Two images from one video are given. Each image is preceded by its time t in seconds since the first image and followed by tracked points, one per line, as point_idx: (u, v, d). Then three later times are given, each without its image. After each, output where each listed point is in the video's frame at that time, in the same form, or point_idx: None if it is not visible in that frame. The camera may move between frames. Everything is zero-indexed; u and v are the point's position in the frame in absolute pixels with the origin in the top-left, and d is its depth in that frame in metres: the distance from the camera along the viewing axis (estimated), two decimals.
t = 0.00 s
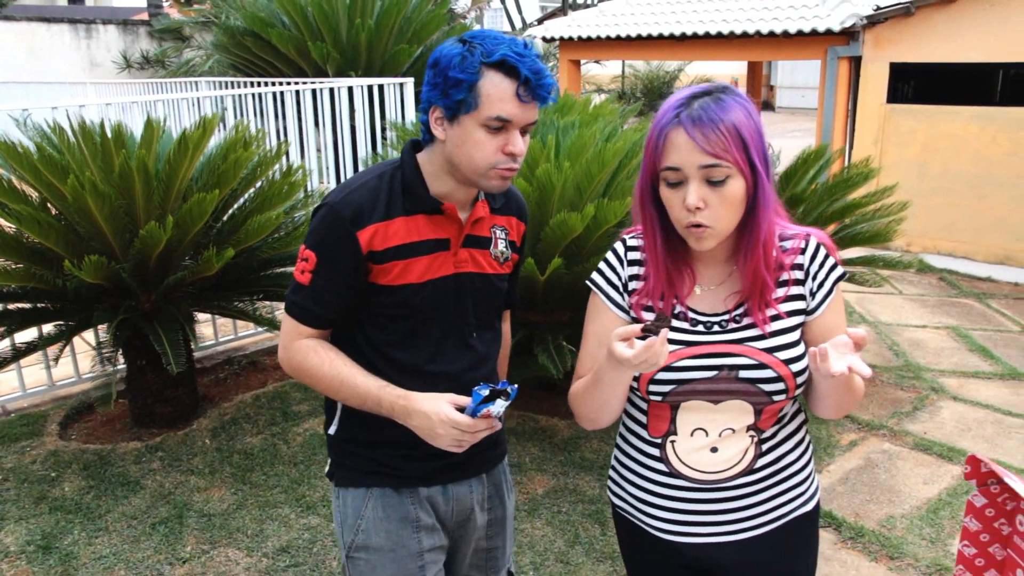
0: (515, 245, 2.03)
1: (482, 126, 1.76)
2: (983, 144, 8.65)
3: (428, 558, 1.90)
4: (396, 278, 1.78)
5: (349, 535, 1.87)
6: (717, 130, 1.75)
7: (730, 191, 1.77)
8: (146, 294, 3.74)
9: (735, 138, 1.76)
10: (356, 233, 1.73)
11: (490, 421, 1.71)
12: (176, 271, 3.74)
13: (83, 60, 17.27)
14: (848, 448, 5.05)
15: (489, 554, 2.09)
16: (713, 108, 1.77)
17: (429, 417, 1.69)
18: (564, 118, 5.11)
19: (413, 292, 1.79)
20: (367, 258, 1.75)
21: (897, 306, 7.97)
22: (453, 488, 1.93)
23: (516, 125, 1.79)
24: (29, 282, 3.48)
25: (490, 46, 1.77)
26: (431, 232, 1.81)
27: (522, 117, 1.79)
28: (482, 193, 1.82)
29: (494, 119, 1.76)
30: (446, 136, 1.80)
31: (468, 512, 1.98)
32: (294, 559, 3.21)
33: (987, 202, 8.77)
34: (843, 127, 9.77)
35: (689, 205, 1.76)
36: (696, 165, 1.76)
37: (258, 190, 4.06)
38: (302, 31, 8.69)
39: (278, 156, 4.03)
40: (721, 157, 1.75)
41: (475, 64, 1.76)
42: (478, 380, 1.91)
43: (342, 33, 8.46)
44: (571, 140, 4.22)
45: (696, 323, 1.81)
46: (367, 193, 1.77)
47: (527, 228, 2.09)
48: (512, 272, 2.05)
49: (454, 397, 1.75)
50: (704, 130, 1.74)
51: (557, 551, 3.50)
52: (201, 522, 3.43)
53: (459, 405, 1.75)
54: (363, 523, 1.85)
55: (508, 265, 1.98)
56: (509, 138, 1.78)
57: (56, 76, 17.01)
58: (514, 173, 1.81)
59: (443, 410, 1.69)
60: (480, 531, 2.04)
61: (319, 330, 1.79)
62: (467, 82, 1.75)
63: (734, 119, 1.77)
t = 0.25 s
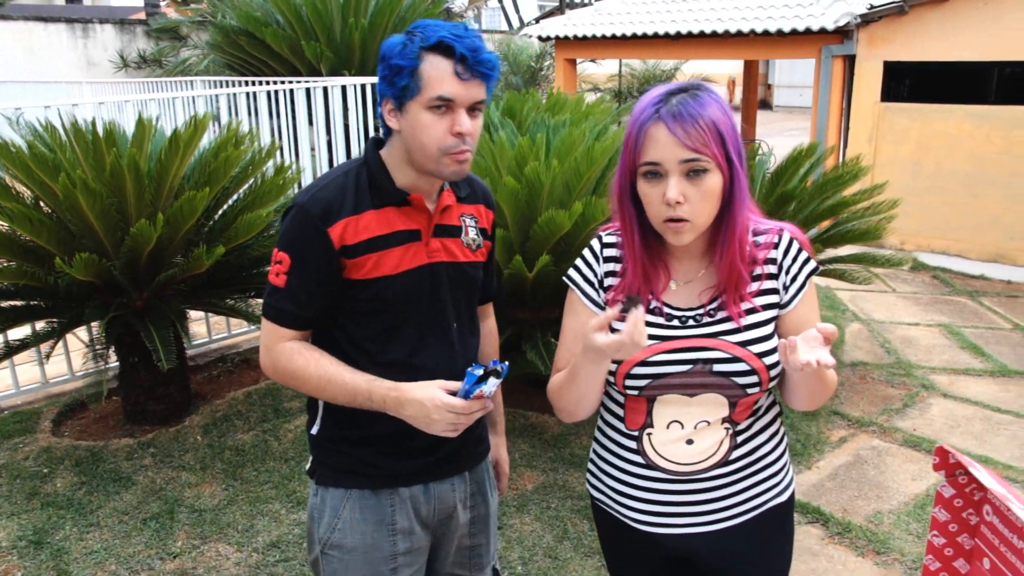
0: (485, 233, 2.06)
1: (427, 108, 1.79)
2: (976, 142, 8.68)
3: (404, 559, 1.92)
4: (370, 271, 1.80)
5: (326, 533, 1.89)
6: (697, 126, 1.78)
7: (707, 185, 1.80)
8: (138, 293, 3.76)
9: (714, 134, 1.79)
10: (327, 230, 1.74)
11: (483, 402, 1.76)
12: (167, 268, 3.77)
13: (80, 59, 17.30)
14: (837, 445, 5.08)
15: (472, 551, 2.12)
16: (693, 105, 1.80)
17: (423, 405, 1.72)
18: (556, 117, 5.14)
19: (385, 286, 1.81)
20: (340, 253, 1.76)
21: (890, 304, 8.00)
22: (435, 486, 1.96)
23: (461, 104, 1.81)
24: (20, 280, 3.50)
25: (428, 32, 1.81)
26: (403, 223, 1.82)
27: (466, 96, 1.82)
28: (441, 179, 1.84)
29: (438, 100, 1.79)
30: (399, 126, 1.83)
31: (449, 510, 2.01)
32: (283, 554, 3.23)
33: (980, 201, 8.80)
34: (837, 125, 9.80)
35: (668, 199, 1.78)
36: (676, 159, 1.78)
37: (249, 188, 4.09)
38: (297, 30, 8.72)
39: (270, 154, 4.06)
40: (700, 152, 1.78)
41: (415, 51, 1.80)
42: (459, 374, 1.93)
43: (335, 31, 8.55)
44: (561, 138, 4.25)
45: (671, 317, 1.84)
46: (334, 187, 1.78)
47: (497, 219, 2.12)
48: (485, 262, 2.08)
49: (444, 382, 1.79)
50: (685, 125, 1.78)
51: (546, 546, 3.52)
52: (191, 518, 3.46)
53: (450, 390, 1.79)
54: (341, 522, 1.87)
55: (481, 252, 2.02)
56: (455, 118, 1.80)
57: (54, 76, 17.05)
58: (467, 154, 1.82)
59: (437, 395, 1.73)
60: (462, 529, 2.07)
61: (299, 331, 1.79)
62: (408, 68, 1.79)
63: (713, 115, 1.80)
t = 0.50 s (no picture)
0: (448, 231, 2.01)
1: (359, 98, 1.77)
2: (973, 140, 8.69)
3: (362, 563, 1.90)
4: (317, 271, 1.76)
5: (286, 532, 1.90)
6: (683, 119, 1.81)
7: (689, 178, 1.83)
8: (132, 290, 3.79)
9: (699, 128, 1.82)
10: (273, 230, 1.71)
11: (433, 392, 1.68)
12: (160, 265, 3.79)
13: (79, 58, 17.32)
14: (830, 442, 5.09)
15: (442, 558, 2.05)
16: (681, 99, 1.83)
17: (378, 401, 1.68)
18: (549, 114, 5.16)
19: (336, 285, 1.78)
20: (286, 254, 1.73)
21: (886, 302, 8.01)
22: (396, 492, 1.92)
23: (393, 91, 1.80)
24: (13, 277, 3.52)
25: (356, 23, 1.82)
26: (349, 220, 1.79)
27: (396, 81, 1.80)
28: (383, 169, 1.80)
29: (369, 88, 1.78)
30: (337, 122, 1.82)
31: (413, 516, 1.96)
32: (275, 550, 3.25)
33: (976, 198, 8.81)
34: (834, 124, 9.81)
35: (650, 188, 1.81)
36: (661, 149, 1.81)
37: (243, 186, 4.12)
38: (293, 29, 8.73)
39: (264, 152, 4.09)
40: (684, 145, 1.81)
41: (343, 43, 1.80)
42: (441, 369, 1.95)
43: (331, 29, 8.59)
44: (553, 135, 4.27)
45: (649, 311, 1.86)
46: (279, 188, 1.75)
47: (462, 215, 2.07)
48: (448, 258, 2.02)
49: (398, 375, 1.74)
50: (671, 117, 1.80)
51: (537, 542, 3.54)
52: (184, 513, 3.48)
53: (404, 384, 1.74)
54: (298, 524, 1.87)
55: (443, 249, 1.97)
56: (388, 104, 1.78)
57: (54, 75, 17.07)
58: (404, 139, 1.79)
59: (388, 388, 1.68)
60: (430, 536, 2.01)
61: (255, 335, 1.77)
62: (339, 60, 1.79)
63: (699, 111, 1.83)
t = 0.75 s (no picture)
0: (407, 237, 1.98)
1: (300, 104, 1.78)
2: (971, 142, 8.70)
3: (326, 571, 1.89)
4: (265, 282, 1.75)
5: (249, 542, 1.89)
6: (671, 121, 1.83)
7: (679, 179, 1.85)
8: (129, 289, 3.81)
9: (686, 130, 1.84)
10: (216, 242, 1.72)
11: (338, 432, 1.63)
12: (157, 265, 3.81)
13: (80, 58, 17.36)
14: (825, 442, 5.10)
15: (409, 566, 2.03)
16: (667, 101, 1.85)
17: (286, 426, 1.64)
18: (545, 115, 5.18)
19: (282, 295, 1.76)
20: (230, 267, 1.74)
21: (883, 303, 8.02)
22: (357, 500, 1.90)
23: (332, 94, 1.79)
24: (11, 276, 3.55)
25: (291, 25, 1.80)
26: (297, 230, 1.78)
27: (335, 84, 1.79)
28: (329, 176, 1.81)
29: (308, 93, 1.78)
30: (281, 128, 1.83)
31: (377, 524, 1.94)
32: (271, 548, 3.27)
33: (974, 200, 8.82)
34: (833, 125, 9.83)
35: (641, 190, 1.83)
36: (649, 151, 1.83)
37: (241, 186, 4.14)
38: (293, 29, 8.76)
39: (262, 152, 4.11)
40: (673, 146, 1.83)
41: (280, 47, 1.79)
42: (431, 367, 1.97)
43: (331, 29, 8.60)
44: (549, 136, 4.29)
45: (637, 311, 1.88)
46: (225, 201, 1.76)
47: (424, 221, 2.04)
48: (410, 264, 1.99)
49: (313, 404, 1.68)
50: (659, 120, 1.82)
51: (531, 541, 3.55)
52: (180, 511, 3.50)
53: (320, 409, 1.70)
54: (258, 533, 1.86)
55: (401, 256, 1.92)
56: (328, 109, 1.78)
57: (54, 75, 17.09)
58: (346, 144, 1.79)
59: (297, 422, 1.63)
60: (395, 543, 1.99)
61: (199, 344, 1.82)
62: (276, 65, 1.79)
63: (685, 112, 1.85)
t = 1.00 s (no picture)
0: (374, 246, 2.00)
1: (282, 103, 1.77)
2: (972, 142, 8.70)
3: None
4: (237, 290, 1.75)
5: (226, 557, 1.88)
6: (672, 117, 1.85)
7: (679, 174, 1.86)
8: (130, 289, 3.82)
9: (687, 125, 1.86)
10: (186, 250, 1.71)
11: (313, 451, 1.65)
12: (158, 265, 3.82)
13: (82, 57, 17.41)
14: (825, 443, 5.11)
15: (391, 566, 2.05)
16: (667, 98, 1.87)
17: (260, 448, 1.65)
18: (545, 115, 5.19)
19: (256, 303, 1.76)
20: (201, 275, 1.73)
21: (884, 303, 8.02)
22: (333, 505, 1.92)
23: (315, 93, 1.79)
24: (13, 276, 3.57)
25: (265, 27, 1.79)
26: (272, 237, 1.78)
27: (318, 82, 1.80)
28: (310, 176, 1.81)
29: (290, 93, 1.77)
30: (258, 131, 1.80)
31: (354, 528, 1.96)
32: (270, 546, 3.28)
33: (975, 200, 8.82)
34: (834, 126, 9.83)
35: (643, 183, 1.84)
36: (650, 146, 1.84)
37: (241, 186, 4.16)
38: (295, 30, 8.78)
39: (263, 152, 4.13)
40: (674, 141, 1.85)
41: (256, 49, 1.77)
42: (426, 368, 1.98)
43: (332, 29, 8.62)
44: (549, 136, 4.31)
45: (631, 310, 1.90)
46: (195, 208, 1.74)
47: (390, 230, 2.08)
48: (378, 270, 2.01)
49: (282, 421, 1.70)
50: (661, 114, 1.84)
51: (530, 540, 3.56)
52: (181, 510, 3.51)
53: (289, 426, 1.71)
54: (235, 547, 1.86)
55: (369, 264, 1.95)
56: (312, 107, 1.78)
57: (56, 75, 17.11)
58: (331, 143, 1.80)
59: (271, 439, 1.65)
60: (373, 545, 2.00)
61: (158, 352, 1.79)
62: (254, 66, 1.76)
63: (684, 109, 1.87)
